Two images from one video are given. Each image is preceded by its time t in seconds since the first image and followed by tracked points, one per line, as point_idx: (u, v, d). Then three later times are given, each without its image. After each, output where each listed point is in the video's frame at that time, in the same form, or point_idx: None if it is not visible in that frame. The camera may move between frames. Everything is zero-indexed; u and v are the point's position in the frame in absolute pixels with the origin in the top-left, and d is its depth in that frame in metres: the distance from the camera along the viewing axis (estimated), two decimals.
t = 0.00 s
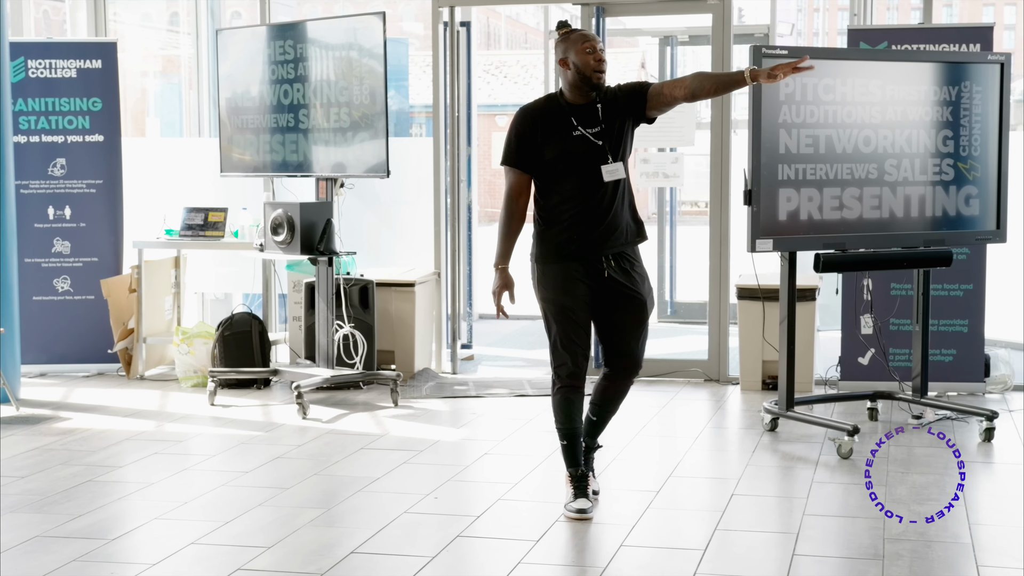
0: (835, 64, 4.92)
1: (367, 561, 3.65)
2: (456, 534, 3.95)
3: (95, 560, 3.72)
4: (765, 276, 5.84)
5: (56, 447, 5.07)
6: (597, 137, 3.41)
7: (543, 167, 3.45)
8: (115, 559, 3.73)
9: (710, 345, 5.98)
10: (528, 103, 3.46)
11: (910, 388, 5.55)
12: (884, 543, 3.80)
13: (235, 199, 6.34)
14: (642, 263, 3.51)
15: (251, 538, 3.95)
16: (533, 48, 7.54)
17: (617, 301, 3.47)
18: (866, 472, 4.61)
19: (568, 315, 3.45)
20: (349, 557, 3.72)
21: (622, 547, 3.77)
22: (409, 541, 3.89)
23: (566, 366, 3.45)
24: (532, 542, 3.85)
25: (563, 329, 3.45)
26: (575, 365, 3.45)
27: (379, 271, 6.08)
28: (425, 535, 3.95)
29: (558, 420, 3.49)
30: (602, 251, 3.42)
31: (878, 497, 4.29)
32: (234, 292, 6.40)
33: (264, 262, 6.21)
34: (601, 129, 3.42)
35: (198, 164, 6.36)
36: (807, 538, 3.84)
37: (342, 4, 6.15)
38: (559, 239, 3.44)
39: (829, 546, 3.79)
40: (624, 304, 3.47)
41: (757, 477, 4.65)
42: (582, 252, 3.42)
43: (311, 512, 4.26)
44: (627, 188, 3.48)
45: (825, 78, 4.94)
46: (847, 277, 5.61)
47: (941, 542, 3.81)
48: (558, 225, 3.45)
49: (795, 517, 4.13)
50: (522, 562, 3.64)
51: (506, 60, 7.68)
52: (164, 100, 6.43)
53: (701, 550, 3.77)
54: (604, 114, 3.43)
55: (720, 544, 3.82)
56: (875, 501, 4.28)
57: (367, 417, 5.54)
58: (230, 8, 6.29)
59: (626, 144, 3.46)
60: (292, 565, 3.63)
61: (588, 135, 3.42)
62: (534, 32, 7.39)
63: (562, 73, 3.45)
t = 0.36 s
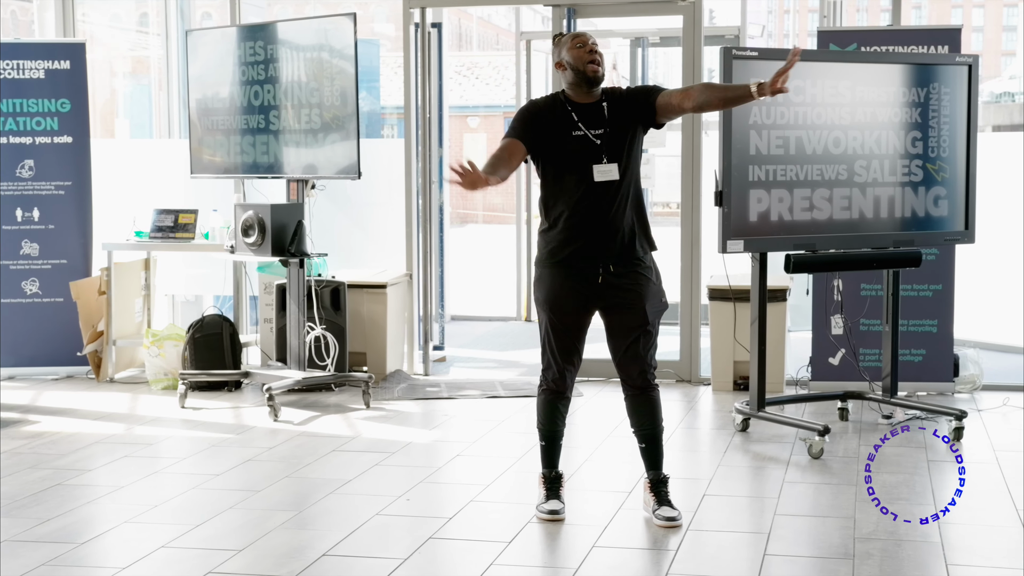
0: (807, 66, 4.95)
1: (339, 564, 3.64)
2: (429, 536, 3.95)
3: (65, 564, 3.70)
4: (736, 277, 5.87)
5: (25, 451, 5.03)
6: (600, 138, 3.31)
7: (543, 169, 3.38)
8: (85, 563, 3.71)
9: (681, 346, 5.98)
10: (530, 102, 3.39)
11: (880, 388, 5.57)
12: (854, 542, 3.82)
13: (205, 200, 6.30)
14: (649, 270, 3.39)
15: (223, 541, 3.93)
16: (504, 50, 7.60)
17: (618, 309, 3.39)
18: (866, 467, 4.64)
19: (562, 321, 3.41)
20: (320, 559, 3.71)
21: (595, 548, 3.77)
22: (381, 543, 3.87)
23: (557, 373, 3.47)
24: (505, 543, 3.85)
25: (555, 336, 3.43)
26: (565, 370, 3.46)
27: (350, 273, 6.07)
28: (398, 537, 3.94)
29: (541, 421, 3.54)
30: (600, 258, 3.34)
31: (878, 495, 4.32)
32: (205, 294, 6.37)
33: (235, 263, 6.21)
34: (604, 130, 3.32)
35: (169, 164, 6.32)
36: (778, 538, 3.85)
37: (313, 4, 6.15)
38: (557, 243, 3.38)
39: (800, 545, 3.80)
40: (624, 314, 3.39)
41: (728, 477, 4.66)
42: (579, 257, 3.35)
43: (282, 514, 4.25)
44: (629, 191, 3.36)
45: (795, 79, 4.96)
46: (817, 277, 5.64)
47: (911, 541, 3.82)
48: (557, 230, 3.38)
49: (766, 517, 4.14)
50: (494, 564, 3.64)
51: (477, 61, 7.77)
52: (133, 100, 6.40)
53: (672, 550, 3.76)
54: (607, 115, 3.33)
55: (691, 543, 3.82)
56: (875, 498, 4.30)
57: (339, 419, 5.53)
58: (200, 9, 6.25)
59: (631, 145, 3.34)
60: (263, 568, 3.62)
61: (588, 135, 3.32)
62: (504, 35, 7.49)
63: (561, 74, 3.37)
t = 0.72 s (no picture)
0: (780, 67, 4.95)
1: (310, 566, 3.63)
2: (400, 538, 3.93)
3: (33, 567, 3.67)
4: (707, 277, 5.90)
5: None
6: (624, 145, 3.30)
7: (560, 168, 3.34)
8: (53, 567, 3.68)
9: (653, 348, 6.02)
10: (554, 96, 3.33)
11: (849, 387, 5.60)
12: (824, 541, 3.83)
13: (175, 201, 6.30)
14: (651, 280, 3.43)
15: (193, 543, 3.91)
16: (476, 50, 7.71)
17: (616, 315, 3.42)
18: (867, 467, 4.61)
19: (560, 324, 3.45)
20: (291, 562, 3.69)
21: (567, 548, 3.76)
22: (352, 546, 3.85)
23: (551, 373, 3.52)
24: (476, 544, 3.83)
25: (551, 337, 3.47)
26: (559, 369, 3.51)
27: (322, 274, 6.04)
28: (370, 539, 3.93)
29: (534, 418, 3.61)
30: (607, 266, 3.36)
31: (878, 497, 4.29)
32: (175, 296, 6.38)
33: (205, 265, 6.23)
34: (628, 137, 3.30)
35: (140, 166, 6.34)
36: (749, 538, 3.85)
37: (284, 4, 6.12)
38: (565, 245, 3.37)
39: (771, 545, 3.80)
40: (622, 321, 3.43)
41: (699, 477, 4.67)
42: (585, 263, 3.36)
43: (253, 516, 4.22)
44: (645, 201, 3.36)
45: (765, 81, 4.95)
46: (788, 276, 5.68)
47: (881, 540, 3.83)
48: (565, 232, 3.37)
49: (737, 517, 4.13)
50: (465, 565, 3.63)
51: (448, 61, 7.87)
52: (102, 101, 6.37)
53: (643, 550, 3.75)
54: (633, 121, 3.31)
55: (663, 544, 3.82)
56: (875, 501, 4.27)
57: (310, 421, 5.51)
58: (169, 9, 6.25)
59: (653, 155, 3.34)
60: (234, 571, 3.60)
61: (612, 139, 3.30)
62: (476, 34, 7.60)
63: (594, 69, 3.31)
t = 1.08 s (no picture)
0: (725, 78, 4.72)
1: None
2: (348, 552, 3.53)
3: None
4: (654, 290, 5.96)
5: None
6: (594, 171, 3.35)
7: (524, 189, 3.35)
8: None
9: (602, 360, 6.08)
10: (524, 121, 3.33)
11: (795, 398, 5.66)
12: (772, 552, 3.47)
13: (118, 215, 6.49)
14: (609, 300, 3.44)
15: (136, 560, 3.50)
16: (423, 62, 7.70)
17: (573, 334, 3.41)
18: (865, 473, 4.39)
19: (518, 340, 3.42)
20: None
21: (517, 561, 3.39)
22: (300, 559, 3.46)
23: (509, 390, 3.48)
24: (424, 558, 3.44)
25: (509, 354, 3.44)
26: (520, 387, 3.47)
27: (269, 286, 6.13)
28: (318, 553, 3.53)
29: (493, 433, 3.56)
30: (566, 286, 3.36)
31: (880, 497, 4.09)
32: (119, 309, 6.48)
33: (149, 278, 6.33)
34: (596, 163, 3.36)
35: (80, 179, 6.49)
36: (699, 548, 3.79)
37: (228, 16, 6.28)
38: (524, 265, 3.37)
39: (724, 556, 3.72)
40: (580, 339, 3.41)
41: (649, 488, 4.30)
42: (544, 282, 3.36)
43: (199, 532, 3.81)
44: (606, 227, 3.41)
45: (710, 92, 4.73)
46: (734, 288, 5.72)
47: (827, 549, 3.50)
48: (526, 251, 3.36)
49: (687, 527, 3.77)
50: None
51: (395, 74, 8.02)
52: (43, 112, 6.49)
53: (593, 562, 3.41)
54: (599, 149, 3.37)
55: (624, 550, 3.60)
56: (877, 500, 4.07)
57: (257, 435, 5.34)
58: (113, 20, 6.41)
59: (615, 183, 3.41)
60: None
61: (582, 165, 3.34)
62: (422, 47, 7.56)
63: (570, 89, 3.29)
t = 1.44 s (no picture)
0: (720, 84, 4.72)
1: None
2: (346, 556, 3.53)
3: None
4: (650, 293, 5.97)
5: None
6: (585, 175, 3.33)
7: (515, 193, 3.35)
8: None
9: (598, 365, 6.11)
10: (514, 127, 3.35)
11: (791, 402, 5.68)
12: (768, 556, 3.47)
13: (115, 219, 6.49)
14: (602, 303, 3.43)
15: (132, 564, 3.50)
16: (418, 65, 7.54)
17: (566, 336, 3.41)
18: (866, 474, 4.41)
19: (511, 343, 3.42)
20: None
21: (512, 565, 3.39)
22: (295, 563, 3.46)
23: (502, 393, 3.48)
24: (422, 561, 3.44)
25: (501, 356, 3.44)
26: (513, 389, 3.48)
27: (265, 290, 6.13)
28: (314, 557, 3.53)
29: (487, 437, 3.57)
30: (558, 289, 3.36)
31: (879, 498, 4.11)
32: (116, 313, 6.50)
33: (147, 282, 6.34)
34: (587, 167, 3.33)
35: (78, 182, 6.50)
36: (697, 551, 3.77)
37: (226, 20, 6.31)
38: (516, 269, 3.39)
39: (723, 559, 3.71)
40: (572, 342, 3.41)
41: (645, 492, 4.28)
42: (535, 285, 3.37)
43: (195, 536, 3.81)
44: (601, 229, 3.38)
45: (708, 97, 4.73)
46: (731, 291, 5.72)
47: (824, 553, 3.50)
48: (518, 255, 3.38)
49: (684, 531, 3.77)
50: None
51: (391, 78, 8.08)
52: (40, 116, 6.52)
53: (590, 566, 3.41)
54: (592, 152, 3.33)
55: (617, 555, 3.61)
56: (876, 501, 4.10)
57: (254, 439, 5.33)
58: (109, 24, 6.42)
59: (610, 184, 3.38)
60: None
61: (572, 170, 3.32)
62: (419, 50, 7.35)
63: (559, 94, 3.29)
